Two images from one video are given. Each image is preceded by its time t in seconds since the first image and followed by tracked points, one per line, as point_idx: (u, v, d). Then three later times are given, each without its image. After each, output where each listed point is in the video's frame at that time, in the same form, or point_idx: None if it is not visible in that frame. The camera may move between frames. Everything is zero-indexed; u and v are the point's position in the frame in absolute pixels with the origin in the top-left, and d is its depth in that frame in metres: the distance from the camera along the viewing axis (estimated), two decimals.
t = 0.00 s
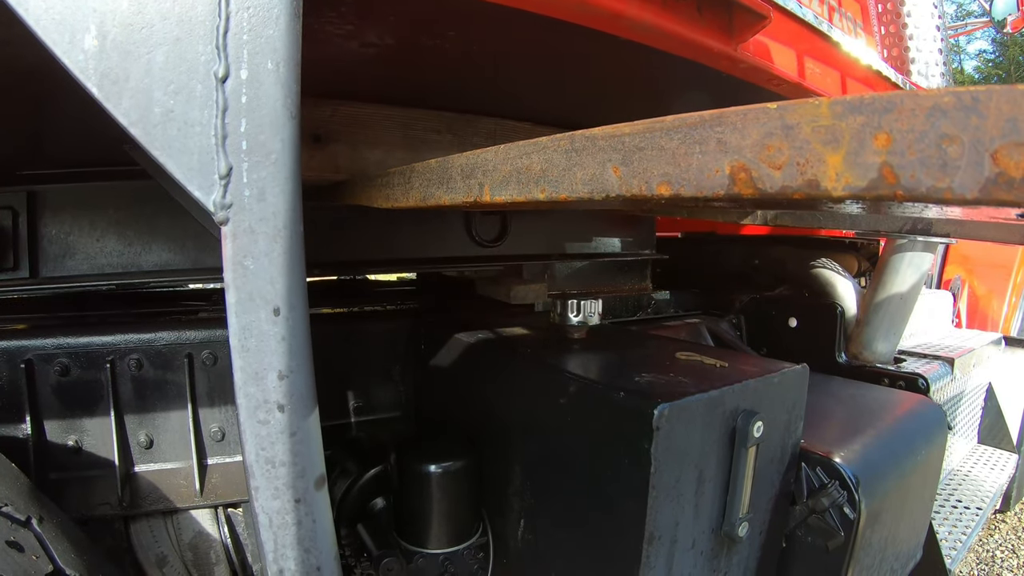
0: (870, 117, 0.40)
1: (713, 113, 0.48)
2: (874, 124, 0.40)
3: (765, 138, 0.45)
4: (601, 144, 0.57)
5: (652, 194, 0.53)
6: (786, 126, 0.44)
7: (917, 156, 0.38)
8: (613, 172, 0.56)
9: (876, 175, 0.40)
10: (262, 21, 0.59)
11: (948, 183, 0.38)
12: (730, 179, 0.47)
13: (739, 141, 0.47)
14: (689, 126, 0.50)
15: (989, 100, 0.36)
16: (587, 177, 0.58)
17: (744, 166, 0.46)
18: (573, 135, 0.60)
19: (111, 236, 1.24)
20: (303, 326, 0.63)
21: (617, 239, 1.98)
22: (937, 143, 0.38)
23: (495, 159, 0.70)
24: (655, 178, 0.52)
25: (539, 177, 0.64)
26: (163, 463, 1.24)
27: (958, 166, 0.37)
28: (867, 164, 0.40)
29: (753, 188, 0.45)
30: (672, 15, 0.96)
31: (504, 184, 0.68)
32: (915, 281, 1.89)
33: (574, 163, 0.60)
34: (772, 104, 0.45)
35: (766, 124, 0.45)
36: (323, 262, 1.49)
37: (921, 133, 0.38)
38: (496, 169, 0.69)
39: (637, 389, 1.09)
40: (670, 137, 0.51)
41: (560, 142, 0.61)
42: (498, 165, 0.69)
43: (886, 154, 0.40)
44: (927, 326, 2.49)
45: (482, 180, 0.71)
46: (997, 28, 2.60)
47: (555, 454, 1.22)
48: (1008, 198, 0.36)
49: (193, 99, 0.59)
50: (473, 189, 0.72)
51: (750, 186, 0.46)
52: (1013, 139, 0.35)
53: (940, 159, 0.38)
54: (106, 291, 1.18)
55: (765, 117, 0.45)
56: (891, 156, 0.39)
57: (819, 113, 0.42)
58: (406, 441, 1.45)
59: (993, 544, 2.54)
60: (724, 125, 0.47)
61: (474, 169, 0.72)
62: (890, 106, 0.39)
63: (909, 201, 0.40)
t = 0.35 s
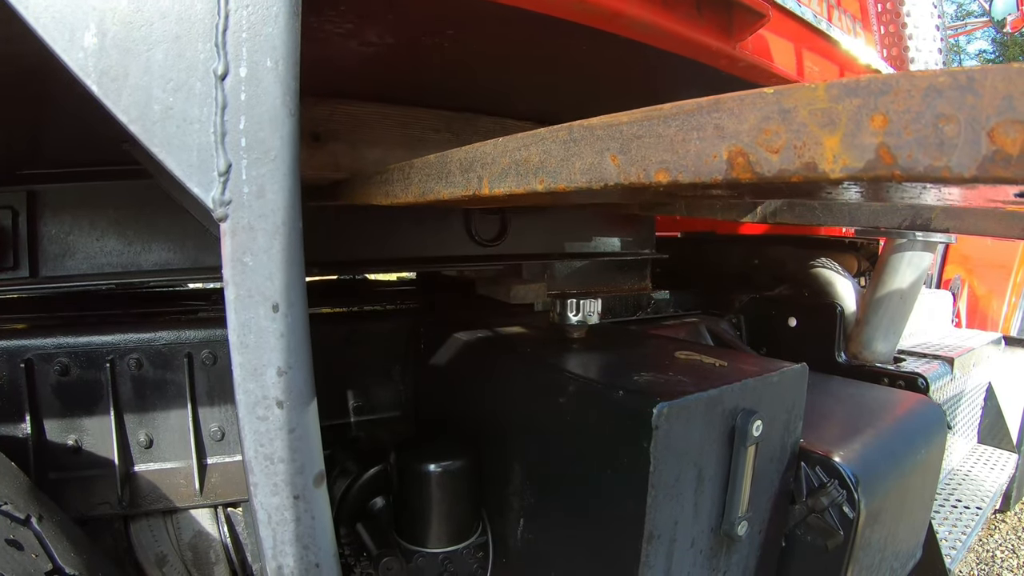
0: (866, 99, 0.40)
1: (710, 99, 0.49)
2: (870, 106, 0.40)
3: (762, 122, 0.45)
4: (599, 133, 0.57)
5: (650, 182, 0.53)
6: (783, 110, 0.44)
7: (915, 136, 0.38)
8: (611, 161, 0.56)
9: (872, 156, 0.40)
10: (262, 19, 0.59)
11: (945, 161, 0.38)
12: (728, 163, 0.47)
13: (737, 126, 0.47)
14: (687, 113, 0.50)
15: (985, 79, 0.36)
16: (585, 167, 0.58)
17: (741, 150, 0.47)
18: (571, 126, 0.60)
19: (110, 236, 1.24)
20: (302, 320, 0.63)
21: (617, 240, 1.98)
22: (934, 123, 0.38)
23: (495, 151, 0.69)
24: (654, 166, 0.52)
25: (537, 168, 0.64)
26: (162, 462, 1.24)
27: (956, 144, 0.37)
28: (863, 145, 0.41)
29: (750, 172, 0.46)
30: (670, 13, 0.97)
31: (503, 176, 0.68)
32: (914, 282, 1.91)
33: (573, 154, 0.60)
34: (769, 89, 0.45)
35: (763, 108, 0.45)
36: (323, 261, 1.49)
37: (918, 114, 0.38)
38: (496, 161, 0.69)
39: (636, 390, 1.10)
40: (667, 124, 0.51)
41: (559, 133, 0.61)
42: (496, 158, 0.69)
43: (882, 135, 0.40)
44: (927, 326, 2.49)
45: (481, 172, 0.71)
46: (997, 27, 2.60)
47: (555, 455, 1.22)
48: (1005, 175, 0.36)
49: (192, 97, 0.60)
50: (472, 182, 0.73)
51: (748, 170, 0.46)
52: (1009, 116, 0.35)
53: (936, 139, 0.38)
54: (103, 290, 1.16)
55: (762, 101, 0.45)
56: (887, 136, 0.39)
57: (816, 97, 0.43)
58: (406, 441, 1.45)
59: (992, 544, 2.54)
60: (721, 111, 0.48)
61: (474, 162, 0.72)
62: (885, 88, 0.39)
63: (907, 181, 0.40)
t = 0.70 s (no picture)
0: (838, 25, 0.38)
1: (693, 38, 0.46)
2: (844, 31, 0.38)
3: (741, 56, 0.43)
4: (586, 81, 0.53)
5: (637, 124, 0.50)
6: (760, 43, 0.41)
7: (888, 56, 0.36)
8: (598, 108, 0.53)
9: (848, 79, 0.38)
10: None
11: (919, 78, 0.35)
12: (709, 98, 0.45)
13: (717, 61, 0.44)
14: (670, 53, 0.47)
15: None
16: (572, 115, 0.55)
17: (722, 84, 0.44)
18: (561, 74, 0.56)
19: (109, 223, 1.24)
20: (296, 267, 0.59)
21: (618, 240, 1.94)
22: (906, 42, 0.36)
23: (486, 110, 0.65)
24: (638, 107, 0.49)
25: (527, 122, 0.59)
26: (162, 463, 1.24)
27: (929, 60, 0.35)
28: (839, 69, 0.38)
29: (730, 105, 0.43)
30: None
31: (495, 132, 0.63)
32: (915, 282, 1.90)
33: (562, 104, 0.56)
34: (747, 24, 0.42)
35: (742, 42, 0.43)
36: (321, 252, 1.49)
37: (890, 34, 0.36)
38: (487, 119, 0.65)
39: (637, 389, 1.09)
40: (651, 66, 0.48)
41: (547, 85, 0.57)
42: (487, 115, 0.64)
43: (857, 57, 0.37)
44: (927, 325, 2.49)
45: (472, 132, 0.66)
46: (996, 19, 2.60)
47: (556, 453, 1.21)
48: (979, 87, 0.34)
49: (189, 43, 0.58)
50: (464, 142, 0.68)
51: (729, 103, 0.44)
52: (978, 30, 0.34)
53: (909, 57, 0.36)
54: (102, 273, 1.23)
55: (740, 36, 0.43)
56: (861, 58, 0.37)
57: (791, 27, 0.40)
58: (405, 441, 1.45)
59: (992, 544, 2.54)
60: (703, 49, 0.45)
61: (466, 123, 0.67)
62: (857, 13, 0.37)
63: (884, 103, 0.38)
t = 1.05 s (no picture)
0: (841, 26, 0.38)
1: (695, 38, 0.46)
2: (847, 32, 0.38)
3: (744, 56, 0.43)
4: (588, 82, 0.53)
5: (639, 124, 0.50)
6: (763, 43, 0.41)
7: (891, 56, 0.36)
8: (600, 108, 0.52)
9: (851, 79, 0.38)
10: None
11: (922, 78, 0.35)
12: (712, 99, 0.45)
13: (720, 62, 0.44)
14: (672, 54, 0.47)
15: None
16: (575, 115, 0.55)
17: (725, 85, 0.44)
18: (561, 76, 0.56)
19: (110, 223, 1.24)
20: (298, 268, 0.59)
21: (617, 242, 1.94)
22: (909, 43, 0.36)
23: (487, 110, 0.65)
24: (640, 107, 0.49)
25: (529, 122, 0.60)
26: (163, 463, 1.24)
27: (932, 60, 0.35)
28: (842, 69, 0.38)
29: (734, 105, 0.43)
30: None
31: (496, 133, 0.63)
32: (915, 283, 1.90)
33: (563, 105, 0.56)
34: (750, 25, 0.42)
35: (745, 43, 0.42)
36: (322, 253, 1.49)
37: (893, 35, 0.36)
38: (488, 120, 0.65)
39: (638, 391, 1.09)
40: (654, 65, 0.48)
41: (548, 85, 0.57)
42: (489, 115, 0.64)
43: (860, 58, 0.37)
44: (927, 325, 2.49)
45: (473, 132, 0.66)
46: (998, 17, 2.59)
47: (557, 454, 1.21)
48: (982, 88, 0.34)
49: (192, 44, 0.58)
50: (465, 143, 0.68)
51: (732, 104, 0.44)
52: (981, 30, 0.33)
53: (912, 58, 0.36)
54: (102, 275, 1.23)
55: (743, 37, 0.42)
56: (865, 59, 0.37)
57: (795, 28, 0.40)
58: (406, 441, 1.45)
59: (992, 544, 2.54)
60: (705, 49, 0.45)
61: (467, 123, 0.68)
62: (860, 13, 0.37)
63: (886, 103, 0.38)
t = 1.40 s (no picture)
0: None
1: None
2: None
3: None
4: (576, 28, 0.54)
5: (625, 62, 0.50)
6: None
7: None
8: (588, 52, 0.53)
9: None
10: None
11: None
12: (693, 28, 0.46)
13: None
14: None
15: None
16: (564, 62, 0.55)
17: (705, 14, 0.45)
18: (554, 26, 0.57)
19: (110, 211, 1.24)
20: (297, 219, 0.58)
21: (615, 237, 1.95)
22: None
23: (482, 68, 0.65)
24: (627, 46, 0.50)
25: (521, 74, 0.60)
26: (162, 461, 1.24)
27: None
28: None
29: (712, 32, 0.44)
30: None
31: (490, 89, 0.63)
32: (915, 283, 1.89)
33: (554, 52, 0.56)
34: None
35: None
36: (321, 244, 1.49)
37: None
38: (483, 77, 0.65)
39: (636, 386, 1.09)
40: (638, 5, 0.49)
41: (540, 37, 0.58)
42: (483, 73, 0.65)
43: None
44: (926, 323, 2.49)
45: (469, 91, 0.67)
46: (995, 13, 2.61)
47: (555, 448, 1.22)
48: None
49: None
50: (460, 102, 0.68)
51: (712, 31, 0.45)
52: None
53: None
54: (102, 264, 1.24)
55: None
56: None
57: None
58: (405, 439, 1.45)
59: (992, 544, 2.54)
60: None
61: (463, 83, 0.68)
62: None
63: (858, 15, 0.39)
